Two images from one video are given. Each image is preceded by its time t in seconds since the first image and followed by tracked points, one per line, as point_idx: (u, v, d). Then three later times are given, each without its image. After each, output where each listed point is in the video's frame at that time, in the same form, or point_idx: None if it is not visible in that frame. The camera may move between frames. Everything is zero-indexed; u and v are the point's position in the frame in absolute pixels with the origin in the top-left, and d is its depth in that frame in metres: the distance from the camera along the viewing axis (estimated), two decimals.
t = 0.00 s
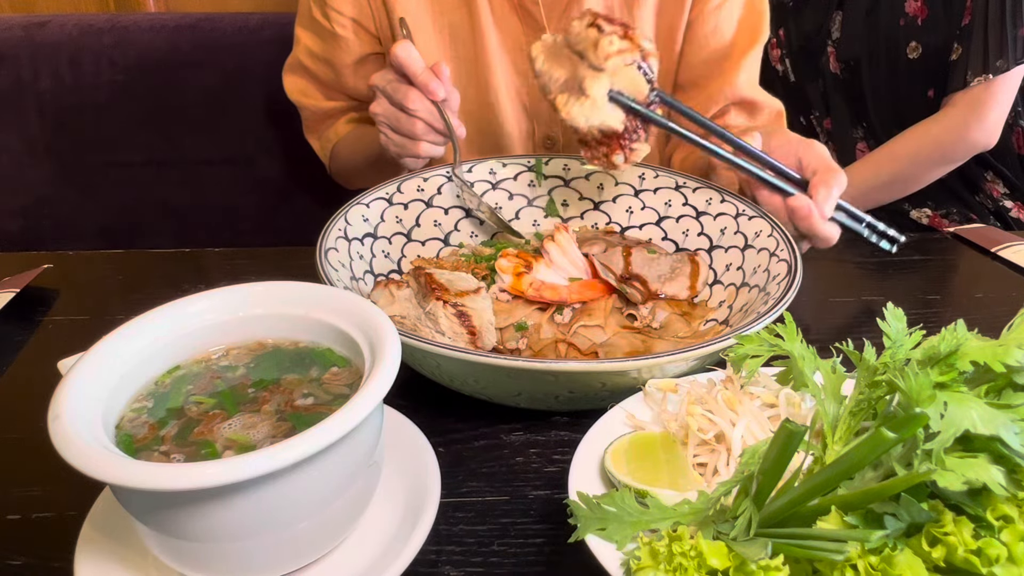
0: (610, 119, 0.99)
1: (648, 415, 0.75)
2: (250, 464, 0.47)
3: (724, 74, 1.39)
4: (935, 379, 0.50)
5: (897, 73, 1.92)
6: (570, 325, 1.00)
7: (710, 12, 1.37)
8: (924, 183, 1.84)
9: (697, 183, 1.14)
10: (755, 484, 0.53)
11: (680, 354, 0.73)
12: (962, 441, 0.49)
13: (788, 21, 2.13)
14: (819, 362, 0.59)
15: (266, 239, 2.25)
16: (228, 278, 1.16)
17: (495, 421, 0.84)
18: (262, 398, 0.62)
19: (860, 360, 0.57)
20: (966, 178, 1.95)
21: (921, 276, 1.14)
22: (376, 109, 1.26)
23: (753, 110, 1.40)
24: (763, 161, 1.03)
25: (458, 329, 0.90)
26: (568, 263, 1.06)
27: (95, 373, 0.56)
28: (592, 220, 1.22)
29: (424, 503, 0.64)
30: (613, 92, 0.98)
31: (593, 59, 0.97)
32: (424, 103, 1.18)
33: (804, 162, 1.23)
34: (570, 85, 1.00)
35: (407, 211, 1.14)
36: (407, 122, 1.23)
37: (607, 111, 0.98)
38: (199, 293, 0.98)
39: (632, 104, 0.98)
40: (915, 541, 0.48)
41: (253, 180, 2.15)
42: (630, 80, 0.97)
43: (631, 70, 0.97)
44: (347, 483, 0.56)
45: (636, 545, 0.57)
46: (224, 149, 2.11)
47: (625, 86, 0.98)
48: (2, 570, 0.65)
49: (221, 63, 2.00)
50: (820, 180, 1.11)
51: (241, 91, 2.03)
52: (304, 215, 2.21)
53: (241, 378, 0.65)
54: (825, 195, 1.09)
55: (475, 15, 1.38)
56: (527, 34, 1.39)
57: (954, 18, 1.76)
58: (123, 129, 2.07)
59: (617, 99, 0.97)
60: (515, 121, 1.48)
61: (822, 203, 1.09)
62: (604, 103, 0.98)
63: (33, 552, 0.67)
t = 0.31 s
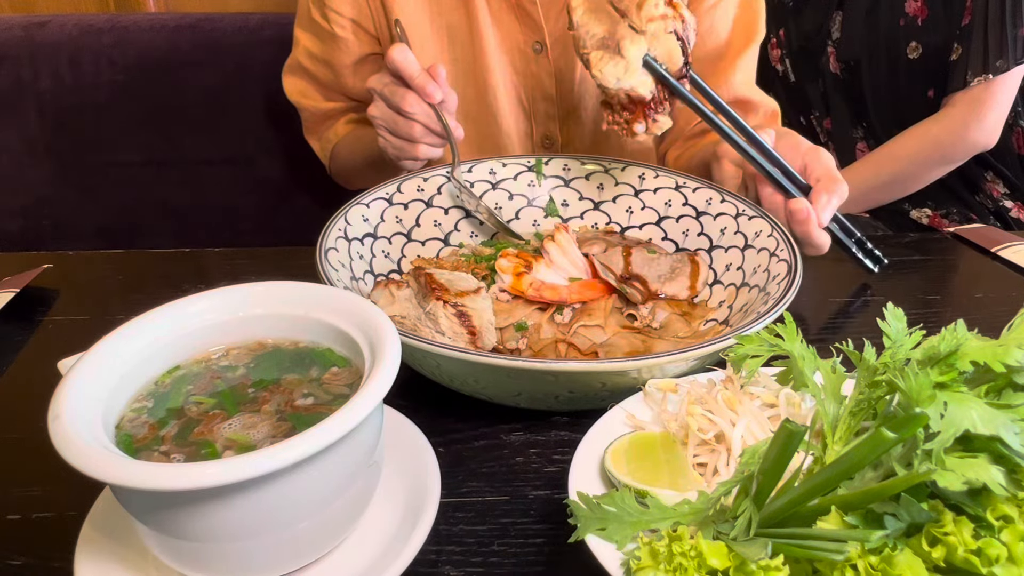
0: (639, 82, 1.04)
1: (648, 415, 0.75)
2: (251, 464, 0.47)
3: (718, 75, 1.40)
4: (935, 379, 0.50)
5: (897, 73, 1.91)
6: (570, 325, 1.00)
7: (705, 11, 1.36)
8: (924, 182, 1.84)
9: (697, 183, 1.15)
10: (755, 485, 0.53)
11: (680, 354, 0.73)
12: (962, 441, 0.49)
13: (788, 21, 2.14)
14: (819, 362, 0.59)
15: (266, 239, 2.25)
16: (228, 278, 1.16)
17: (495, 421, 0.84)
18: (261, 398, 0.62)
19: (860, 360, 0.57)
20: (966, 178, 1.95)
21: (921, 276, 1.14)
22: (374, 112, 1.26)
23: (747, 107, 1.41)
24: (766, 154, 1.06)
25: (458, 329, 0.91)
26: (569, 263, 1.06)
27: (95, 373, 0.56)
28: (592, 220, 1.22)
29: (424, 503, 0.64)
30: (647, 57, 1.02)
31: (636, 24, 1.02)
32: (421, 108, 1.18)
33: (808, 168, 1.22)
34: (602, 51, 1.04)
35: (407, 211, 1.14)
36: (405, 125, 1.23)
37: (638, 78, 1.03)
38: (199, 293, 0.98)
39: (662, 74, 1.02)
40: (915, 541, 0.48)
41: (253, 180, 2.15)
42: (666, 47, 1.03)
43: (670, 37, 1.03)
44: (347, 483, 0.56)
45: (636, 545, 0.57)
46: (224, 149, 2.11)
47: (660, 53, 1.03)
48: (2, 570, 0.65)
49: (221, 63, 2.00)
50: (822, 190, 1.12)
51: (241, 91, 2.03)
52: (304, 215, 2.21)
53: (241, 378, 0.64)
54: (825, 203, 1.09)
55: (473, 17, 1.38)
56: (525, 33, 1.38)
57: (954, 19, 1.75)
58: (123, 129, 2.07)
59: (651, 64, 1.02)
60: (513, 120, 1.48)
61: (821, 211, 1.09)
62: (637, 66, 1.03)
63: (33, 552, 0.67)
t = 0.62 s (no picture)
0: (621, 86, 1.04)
1: (648, 415, 0.75)
2: (251, 464, 0.47)
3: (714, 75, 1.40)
4: (935, 379, 0.50)
5: (897, 72, 1.92)
6: (570, 325, 1.00)
7: (705, 13, 1.39)
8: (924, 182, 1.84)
9: (697, 183, 1.15)
10: (755, 485, 0.53)
11: (680, 353, 0.73)
12: (962, 441, 0.49)
13: (788, 21, 2.12)
14: (819, 362, 0.59)
15: (266, 239, 2.25)
16: (228, 279, 1.16)
17: (495, 421, 0.84)
18: (261, 398, 0.62)
19: (860, 360, 0.57)
20: (966, 178, 1.95)
21: (921, 276, 1.14)
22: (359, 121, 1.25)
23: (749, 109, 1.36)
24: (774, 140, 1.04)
25: (458, 329, 0.91)
26: (568, 263, 1.06)
27: (95, 373, 0.56)
28: (592, 220, 1.22)
29: (424, 503, 0.64)
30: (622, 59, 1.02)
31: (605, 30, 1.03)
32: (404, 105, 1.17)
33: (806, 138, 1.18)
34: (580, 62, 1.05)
35: (407, 211, 1.14)
36: (394, 127, 1.22)
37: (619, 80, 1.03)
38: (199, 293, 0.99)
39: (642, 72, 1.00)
40: (915, 541, 0.48)
41: (253, 180, 2.15)
42: (636, 47, 1.03)
43: (637, 37, 1.03)
44: (347, 483, 0.56)
45: (636, 545, 0.57)
46: (224, 149, 2.11)
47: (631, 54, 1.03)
48: (2, 570, 0.65)
49: (221, 63, 2.00)
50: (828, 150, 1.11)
51: (241, 91, 2.02)
52: (303, 215, 2.21)
53: (241, 378, 0.64)
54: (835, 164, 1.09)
55: (472, 15, 1.39)
56: (523, 32, 1.40)
57: (954, 17, 1.76)
58: (123, 129, 2.07)
59: (628, 64, 1.01)
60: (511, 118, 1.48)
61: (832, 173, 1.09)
62: (614, 72, 1.03)
63: (33, 552, 0.67)
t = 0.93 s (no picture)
0: (558, 65, 1.05)
1: (648, 415, 0.75)
2: (250, 464, 0.47)
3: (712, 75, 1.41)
4: (935, 379, 0.50)
5: (898, 72, 1.92)
6: (571, 325, 1.00)
7: (703, 15, 1.39)
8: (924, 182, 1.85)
9: (696, 183, 1.15)
10: (755, 485, 0.53)
11: (680, 353, 0.73)
12: (962, 441, 0.49)
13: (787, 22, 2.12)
14: (819, 362, 0.59)
15: (266, 239, 2.25)
16: (228, 279, 1.16)
17: (495, 421, 0.84)
18: (261, 398, 0.62)
19: (860, 360, 0.57)
20: (966, 178, 1.95)
21: (921, 276, 1.14)
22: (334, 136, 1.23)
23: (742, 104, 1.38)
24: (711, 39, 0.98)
25: (458, 329, 0.91)
26: (568, 263, 1.06)
27: (95, 373, 0.56)
28: (592, 220, 1.22)
29: (424, 503, 0.64)
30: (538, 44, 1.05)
31: (513, 36, 1.07)
32: (369, 105, 1.16)
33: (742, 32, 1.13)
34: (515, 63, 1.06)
35: (407, 211, 1.14)
36: (366, 133, 1.19)
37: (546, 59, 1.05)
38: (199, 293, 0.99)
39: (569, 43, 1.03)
40: (915, 542, 0.48)
41: (252, 180, 2.15)
42: (544, 33, 1.07)
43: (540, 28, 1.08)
44: (347, 483, 0.56)
45: (636, 545, 0.57)
46: (224, 149, 2.11)
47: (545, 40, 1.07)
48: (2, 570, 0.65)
49: (221, 63, 2.00)
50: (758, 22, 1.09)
51: (241, 91, 2.02)
52: (303, 215, 2.21)
53: (241, 378, 0.64)
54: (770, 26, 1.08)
55: (470, 13, 1.39)
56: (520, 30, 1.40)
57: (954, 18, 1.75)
58: (123, 129, 2.07)
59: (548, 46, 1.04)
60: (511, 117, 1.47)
61: (777, 31, 1.06)
62: (543, 57, 1.05)
63: (33, 552, 0.67)
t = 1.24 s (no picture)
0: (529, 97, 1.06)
1: (648, 415, 0.75)
2: (250, 464, 0.47)
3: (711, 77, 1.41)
4: (935, 379, 0.50)
5: (898, 73, 1.92)
6: (570, 325, 1.00)
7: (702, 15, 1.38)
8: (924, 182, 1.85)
9: (696, 183, 1.15)
10: (755, 485, 0.53)
11: (680, 354, 0.73)
12: (962, 441, 0.49)
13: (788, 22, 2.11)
14: (819, 362, 0.59)
15: (266, 239, 2.25)
16: (228, 279, 1.16)
17: (495, 421, 0.84)
18: (262, 398, 0.62)
19: (860, 360, 0.57)
20: (966, 178, 1.95)
21: (921, 276, 1.14)
22: (326, 143, 1.27)
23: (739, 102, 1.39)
24: (683, 30, 0.98)
25: (458, 329, 0.91)
26: (568, 263, 1.06)
27: (95, 373, 0.56)
28: (592, 220, 1.22)
29: (424, 503, 0.64)
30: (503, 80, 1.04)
31: (481, 78, 1.08)
32: (359, 108, 1.17)
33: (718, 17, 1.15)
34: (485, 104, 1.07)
35: (407, 211, 1.14)
36: (358, 137, 1.20)
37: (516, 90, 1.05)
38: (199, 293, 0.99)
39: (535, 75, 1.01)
40: (915, 542, 0.48)
41: (252, 180, 2.15)
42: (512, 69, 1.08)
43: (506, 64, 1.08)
44: (347, 482, 0.56)
45: (636, 545, 0.57)
46: (224, 149, 2.11)
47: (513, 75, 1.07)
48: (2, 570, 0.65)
49: (221, 63, 2.00)
50: None
51: (242, 91, 2.02)
52: (303, 215, 2.21)
53: (241, 378, 0.64)
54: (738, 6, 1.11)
55: (469, 13, 1.38)
56: (520, 31, 1.39)
57: (954, 17, 1.75)
58: (123, 129, 2.07)
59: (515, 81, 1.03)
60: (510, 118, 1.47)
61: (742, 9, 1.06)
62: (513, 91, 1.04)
63: (34, 552, 0.67)
